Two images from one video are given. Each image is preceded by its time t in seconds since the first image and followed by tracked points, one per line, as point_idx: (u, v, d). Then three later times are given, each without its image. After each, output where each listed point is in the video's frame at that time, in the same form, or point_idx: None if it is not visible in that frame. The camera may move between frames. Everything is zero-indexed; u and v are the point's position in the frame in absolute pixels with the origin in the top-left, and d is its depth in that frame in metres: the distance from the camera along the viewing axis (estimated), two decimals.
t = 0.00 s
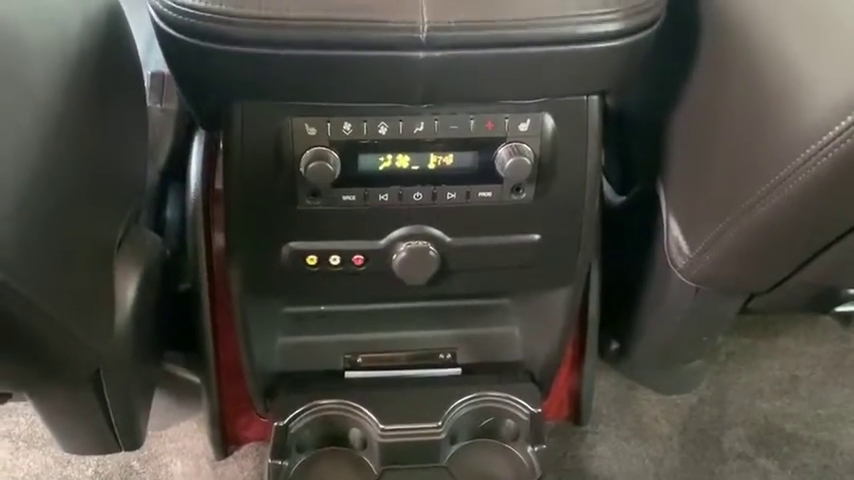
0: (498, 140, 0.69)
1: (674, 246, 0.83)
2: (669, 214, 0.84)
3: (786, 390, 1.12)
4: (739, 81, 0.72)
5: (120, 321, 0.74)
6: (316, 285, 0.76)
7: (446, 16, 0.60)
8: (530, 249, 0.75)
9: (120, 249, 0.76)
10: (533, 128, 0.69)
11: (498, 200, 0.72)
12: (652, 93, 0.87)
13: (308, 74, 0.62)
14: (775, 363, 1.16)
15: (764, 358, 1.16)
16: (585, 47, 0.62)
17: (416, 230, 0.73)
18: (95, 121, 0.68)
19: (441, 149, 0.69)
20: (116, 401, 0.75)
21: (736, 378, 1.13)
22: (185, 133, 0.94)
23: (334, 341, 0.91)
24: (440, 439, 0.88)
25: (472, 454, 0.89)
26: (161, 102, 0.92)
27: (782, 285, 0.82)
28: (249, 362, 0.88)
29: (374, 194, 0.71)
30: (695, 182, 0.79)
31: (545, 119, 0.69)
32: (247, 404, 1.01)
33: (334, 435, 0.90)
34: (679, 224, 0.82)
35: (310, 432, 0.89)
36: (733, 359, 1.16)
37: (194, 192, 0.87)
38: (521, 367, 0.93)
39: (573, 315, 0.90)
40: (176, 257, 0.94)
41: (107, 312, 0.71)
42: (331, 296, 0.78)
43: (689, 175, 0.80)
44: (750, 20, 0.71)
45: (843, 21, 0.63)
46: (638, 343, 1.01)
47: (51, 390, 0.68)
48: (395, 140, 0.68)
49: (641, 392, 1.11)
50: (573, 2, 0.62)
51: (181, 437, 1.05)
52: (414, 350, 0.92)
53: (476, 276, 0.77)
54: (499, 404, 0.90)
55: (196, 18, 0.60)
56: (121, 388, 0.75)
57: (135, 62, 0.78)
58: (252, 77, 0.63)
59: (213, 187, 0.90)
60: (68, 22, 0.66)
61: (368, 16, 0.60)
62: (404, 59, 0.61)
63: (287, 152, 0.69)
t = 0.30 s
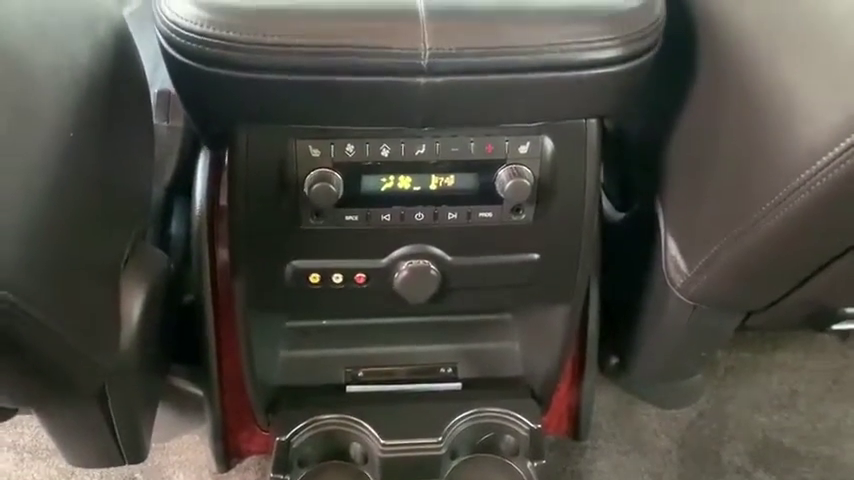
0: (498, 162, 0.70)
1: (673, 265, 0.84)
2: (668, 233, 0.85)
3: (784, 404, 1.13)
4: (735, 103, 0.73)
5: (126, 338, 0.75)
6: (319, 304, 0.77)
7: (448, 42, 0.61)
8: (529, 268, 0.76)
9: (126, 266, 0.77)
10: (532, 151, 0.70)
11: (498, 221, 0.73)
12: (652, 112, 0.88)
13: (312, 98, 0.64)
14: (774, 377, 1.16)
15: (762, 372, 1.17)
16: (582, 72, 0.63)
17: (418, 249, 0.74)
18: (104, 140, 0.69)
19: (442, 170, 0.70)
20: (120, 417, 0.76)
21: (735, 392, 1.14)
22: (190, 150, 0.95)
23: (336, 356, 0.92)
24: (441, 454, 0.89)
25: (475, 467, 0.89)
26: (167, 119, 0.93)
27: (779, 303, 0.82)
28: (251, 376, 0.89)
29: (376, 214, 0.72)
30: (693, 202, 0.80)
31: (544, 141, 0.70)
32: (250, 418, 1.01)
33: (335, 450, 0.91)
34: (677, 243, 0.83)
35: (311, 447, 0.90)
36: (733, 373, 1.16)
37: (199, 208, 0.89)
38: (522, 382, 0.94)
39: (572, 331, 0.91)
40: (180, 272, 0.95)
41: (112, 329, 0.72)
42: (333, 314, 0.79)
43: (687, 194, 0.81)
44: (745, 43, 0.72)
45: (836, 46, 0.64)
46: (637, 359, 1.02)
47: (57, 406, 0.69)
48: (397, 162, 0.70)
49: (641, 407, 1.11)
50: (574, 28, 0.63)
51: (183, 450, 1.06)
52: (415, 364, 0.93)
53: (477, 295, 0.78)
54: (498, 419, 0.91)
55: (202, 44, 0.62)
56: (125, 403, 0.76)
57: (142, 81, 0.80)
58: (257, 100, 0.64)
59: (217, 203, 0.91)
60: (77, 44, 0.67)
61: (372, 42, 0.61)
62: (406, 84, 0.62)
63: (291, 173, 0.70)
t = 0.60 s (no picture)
0: (497, 191, 0.72)
1: (669, 291, 0.85)
2: (664, 258, 0.86)
3: (781, 425, 1.14)
4: (730, 135, 0.74)
5: (129, 362, 0.76)
6: (320, 329, 0.78)
7: (448, 76, 0.63)
8: (527, 294, 0.77)
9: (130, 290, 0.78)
10: (531, 181, 0.72)
11: (497, 249, 0.74)
12: (650, 139, 0.89)
13: (315, 129, 0.65)
14: (771, 398, 1.17)
15: (760, 393, 1.17)
16: (580, 107, 0.65)
17: (417, 275, 0.75)
18: (111, 167, 0.71)
19: (442, 199, 0.72)
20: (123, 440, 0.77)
21: (732, 414, 1.15)
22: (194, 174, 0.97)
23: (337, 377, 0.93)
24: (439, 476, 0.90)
25: None
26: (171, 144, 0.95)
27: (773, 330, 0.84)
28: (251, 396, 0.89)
29: (377, 241, 0.73)
30: (688, 229, 0.81)
31: (542, 172, 0.71)
32: (251, 438, 1.02)
33: (337, 472, 0.92)
34: (673, 269, 0.84)
35: (311, 469, 0.91)
36: (730, 394, 1.17)
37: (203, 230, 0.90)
38: (520, 405, 0.95)
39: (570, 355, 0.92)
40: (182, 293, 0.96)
41: (116, 353, 0.73)
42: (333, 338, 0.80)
43: (683, 221, 0.82)
44: (741, 76, 0.74)
45: (828, 81, 0.65)
46: (635, 381, 1.03)
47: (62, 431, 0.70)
48: (398, 192, 0.71)
49: (638, 428, 1.12)
50: (571, 63, 0.64)
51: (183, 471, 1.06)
52: (415, 386, 0.94)
53: (476, 320, 0.79)
54: (497, 441, 0.92)
55: (209, 77, 0.64)
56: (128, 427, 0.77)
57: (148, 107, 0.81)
58: (262, 132, 0.66)
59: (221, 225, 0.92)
60: (86, 72, 0.69)
61: (374, 76, 0.63)
62: (406, 117, 0.64)
63: (294, 201, 0.71)
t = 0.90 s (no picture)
0: (493, 231, 0.73)
1: (664, 329, 0.85)
2: (659, 296, 0.86)
3: (777, 458, 1.14)
4: (724, 176, 0.75)
5: (127, 398, 0.76)
6: (317, 366, 0.79)
7: (446, 120, 0.64)
8: (524, 332, 0.78)
9: (128, 326, 0.78)
10: (526, 221, 0.73)
11: (493, 288, 0.75)
12: (644, 176, 0.90)
13: (314, 172, 0.66)
14: (768, 430, 1.17)
15: (757, 424, 1.17)
16: (573, 151, 0.66)
17: (414, 314, 0.76)
18: (112, 204, 0.72)
19: (438, 239, 0.72)
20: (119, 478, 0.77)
21: (728, 446, 1.15)
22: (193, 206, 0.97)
23: (333, 410, 0.92)
24: None
25: None
26: (170, 178, 0.95)
27: (767, 369, 0.84)
28: (247, 431, 0.88)
29: (374, 280, 0.74)
30: (683, 268, 0.82)
31: (538, 213, 0.72)
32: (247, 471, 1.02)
33: None
34: (668, 307, 0.84)
35: None
36: (727, 426, 1.17)
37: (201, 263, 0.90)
38: (517, 439, 0.95)
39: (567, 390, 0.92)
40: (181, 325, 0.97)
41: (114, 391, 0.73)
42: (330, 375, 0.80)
43: (678, 259, 0.83)
44: (734, 119, 0.75)
45: (822, 128, 0.67)
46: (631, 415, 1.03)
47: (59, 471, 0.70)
48: (395, 232, 0.72)
49: (635, 461, 1.12)
50: (566, 109, 0.65)
51: None
52: (412, 419, 0.94)
53: (472, 358, 0.79)
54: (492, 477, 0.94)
55: (209, 119, 0.65)
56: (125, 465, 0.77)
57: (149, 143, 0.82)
58: (261, 174, 0.67)
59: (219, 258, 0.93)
60: (87, 113, 0.70)
61: (372, 121, 0.64)
62: (404, 160, 0.65)
63: (293, 241, 0.72)
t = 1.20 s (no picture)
0: (493, 278, 0.73)
1: (664, 372, 0.85)
2: (659, 339, 0.87)
3: None
4: (724, 224, 0.76)
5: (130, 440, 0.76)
6: (317, 409, 0.79)
7: (447, 172, 0.65)
8: (523, 377, 0.78)
9: (132, 367, 0.78)
10: (526, 268, 0.73)
11: (493, 333, 0.76)
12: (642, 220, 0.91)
13: (317, 222, 0.67)
14: (767, 469, 1.17)
15: (756, 463, 1.17)
16: (570, 201, 0.67)
17: (414, 359, 0.76)
18: (117, 249, 0.73)
19: (439, 285, 0.73)
20: None
21: None
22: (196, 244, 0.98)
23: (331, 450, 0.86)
24: None
25: None
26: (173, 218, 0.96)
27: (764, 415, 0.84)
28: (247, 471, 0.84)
29: (375, 325, 0.74)
30: (682, 312, 0.82)
31: (538, 260, 0.73)
32: None
33: None
34: (669, 350, 0.84)
35: None
36: (726, 464, 1.17)
37: (203, 301, 0.91)
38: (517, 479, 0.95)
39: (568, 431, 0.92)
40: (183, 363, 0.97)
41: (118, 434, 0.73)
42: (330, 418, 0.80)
43: (676, 304, 0.83)
44: (731, 169, 0.76)
45: (820, 182, 0.67)
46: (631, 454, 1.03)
47: None
48: (396, 278, 0.72)
49: None
50: (565, 161, 0.66)
51: None
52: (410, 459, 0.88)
53: (471, 402, 0.79)
54: None
55: (214, 169, 0.66)
56: None
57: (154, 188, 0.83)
58: (263, 224, 0.68)
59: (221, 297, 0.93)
60: (92, 161, 0.71)
61: (376, 172, 0.65)
62: (406, 210, 0.66)
63: (295, 287, 0.73)
